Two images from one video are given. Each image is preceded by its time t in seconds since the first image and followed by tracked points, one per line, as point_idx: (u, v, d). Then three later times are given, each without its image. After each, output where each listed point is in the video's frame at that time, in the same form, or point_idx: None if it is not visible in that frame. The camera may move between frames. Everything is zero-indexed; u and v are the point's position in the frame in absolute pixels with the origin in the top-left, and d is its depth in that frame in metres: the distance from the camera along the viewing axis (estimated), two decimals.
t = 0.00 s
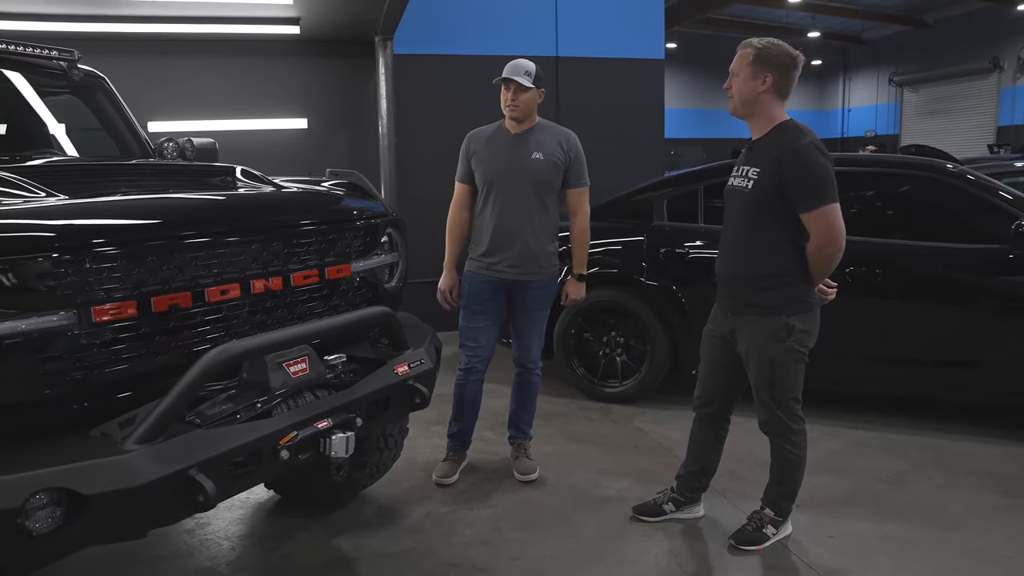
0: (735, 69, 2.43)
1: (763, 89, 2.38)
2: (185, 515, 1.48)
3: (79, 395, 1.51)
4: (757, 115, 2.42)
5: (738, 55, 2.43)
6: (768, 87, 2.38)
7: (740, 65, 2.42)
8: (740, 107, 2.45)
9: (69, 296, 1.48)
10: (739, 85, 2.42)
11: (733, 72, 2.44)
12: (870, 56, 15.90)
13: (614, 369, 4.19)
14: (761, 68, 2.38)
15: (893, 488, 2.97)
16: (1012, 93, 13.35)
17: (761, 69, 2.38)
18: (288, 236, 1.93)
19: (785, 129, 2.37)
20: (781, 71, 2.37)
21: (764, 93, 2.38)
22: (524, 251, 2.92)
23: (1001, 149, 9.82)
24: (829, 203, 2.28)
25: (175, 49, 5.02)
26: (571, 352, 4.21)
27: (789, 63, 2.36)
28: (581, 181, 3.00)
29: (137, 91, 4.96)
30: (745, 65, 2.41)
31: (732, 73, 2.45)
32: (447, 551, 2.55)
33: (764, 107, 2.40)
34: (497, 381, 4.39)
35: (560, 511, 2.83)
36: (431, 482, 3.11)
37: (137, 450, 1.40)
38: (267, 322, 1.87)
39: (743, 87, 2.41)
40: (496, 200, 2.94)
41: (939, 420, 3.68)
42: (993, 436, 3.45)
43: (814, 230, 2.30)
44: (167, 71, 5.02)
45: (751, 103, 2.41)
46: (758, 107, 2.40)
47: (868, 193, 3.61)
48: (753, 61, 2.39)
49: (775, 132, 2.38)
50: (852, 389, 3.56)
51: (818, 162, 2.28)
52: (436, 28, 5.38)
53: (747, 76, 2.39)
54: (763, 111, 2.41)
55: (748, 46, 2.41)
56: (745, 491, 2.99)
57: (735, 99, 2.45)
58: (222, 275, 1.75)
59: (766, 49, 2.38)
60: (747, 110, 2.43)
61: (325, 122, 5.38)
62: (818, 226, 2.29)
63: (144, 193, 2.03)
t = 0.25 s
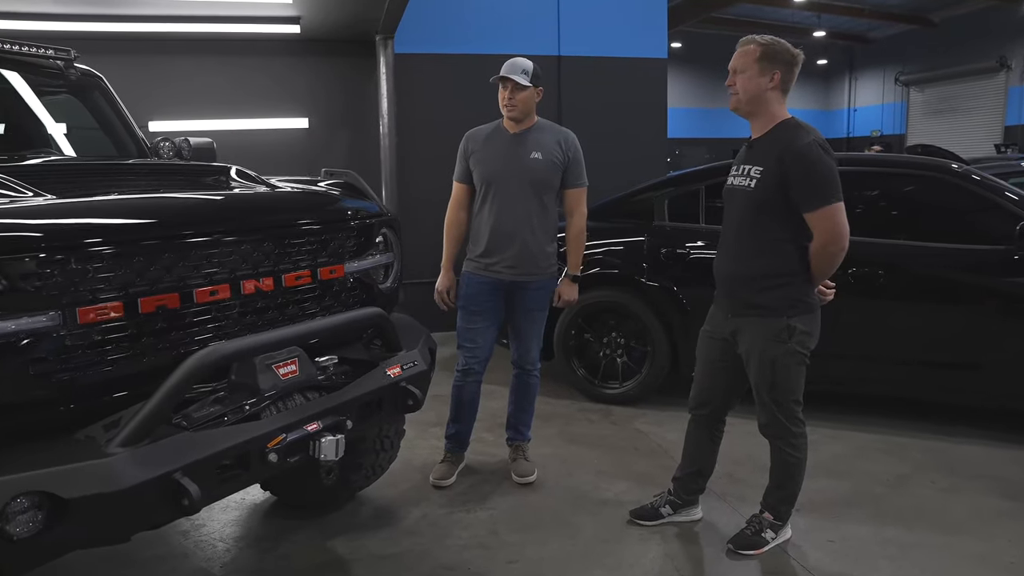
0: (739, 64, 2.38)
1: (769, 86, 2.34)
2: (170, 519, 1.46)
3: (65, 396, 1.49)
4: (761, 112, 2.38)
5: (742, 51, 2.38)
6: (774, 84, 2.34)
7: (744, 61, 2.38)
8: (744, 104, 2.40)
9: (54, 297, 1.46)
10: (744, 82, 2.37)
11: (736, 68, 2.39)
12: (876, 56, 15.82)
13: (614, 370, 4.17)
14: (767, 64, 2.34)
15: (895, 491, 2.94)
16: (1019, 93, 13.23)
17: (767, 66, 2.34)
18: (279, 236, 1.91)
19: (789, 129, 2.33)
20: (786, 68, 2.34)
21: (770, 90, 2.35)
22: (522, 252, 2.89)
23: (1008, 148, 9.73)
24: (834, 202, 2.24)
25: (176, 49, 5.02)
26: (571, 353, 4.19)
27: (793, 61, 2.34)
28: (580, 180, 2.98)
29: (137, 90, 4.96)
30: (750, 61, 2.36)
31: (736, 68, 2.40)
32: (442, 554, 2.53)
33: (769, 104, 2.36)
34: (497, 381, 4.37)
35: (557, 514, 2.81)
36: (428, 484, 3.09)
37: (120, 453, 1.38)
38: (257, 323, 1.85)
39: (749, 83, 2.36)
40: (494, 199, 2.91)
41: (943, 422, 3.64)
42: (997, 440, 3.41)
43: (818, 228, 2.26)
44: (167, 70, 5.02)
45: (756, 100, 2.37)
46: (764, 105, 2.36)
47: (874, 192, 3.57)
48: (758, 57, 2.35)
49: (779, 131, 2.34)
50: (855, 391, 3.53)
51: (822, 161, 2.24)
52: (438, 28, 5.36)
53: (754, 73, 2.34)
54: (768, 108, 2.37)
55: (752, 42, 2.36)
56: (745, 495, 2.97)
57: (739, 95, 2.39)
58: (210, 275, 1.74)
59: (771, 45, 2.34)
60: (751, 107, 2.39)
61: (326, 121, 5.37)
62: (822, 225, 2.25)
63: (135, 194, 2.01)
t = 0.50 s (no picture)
0: (740, 61, 2.31)
1: (773, 83, 2.29)
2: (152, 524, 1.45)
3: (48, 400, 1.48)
4: (764, 110, 2.32)
5: (742, 48, 2.31)
6: (777, 81, 2.30)
7: (746, 57, 2.31)
8: (747, 102, 2.32)
9: (33, 300, 1.44)
10: (749, 78, 2.29)
11: (737, 64, 2.31)
12: (881, 55, 15.74)
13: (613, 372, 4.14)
14: (770, 61, 2.29)
15: (895, 495, 2.90)
16: None
17: (771, 62, 2.29)
18: (267, 238, 1.89)
19: (791, 127, 2.28)
20: (786, 66, 2.31)
21: (774, 87, 2.30)
22: (518, 253, 2.87)
23: (1013, 148, 9.65)
24: (842, 202, 2.19)
25: (175, 49, 5.01)
26: (570, 354, 4.16)
27: (792, 58, 2.31)
28: (575, 181, 2.96)
29: (136, 90, 4.95)
30: (753, 57, 2.30)
31: (737, 65, 2.32)
32: (435, 558, 2.50)
33: (772, 102, 2.31)
34: (495, 383, 4.34)
35: (553, 517, 2.78)
36: (424, 486, 3.07)
37: (99, 457, 1.36)
38: (245, 324, 1.84)
39: (755, 79, 2.29)
40: (490, 200, 2.89)
41: (945, 425, 3.60)
42: (1000, 443, 3.37)
43: (828, 228, 2.21)
44: (166, 70, 5.01)
45: (761, 96, 2.30)
46: (768, 102, 2.30)
47: (878, 192, 3.53)
48: (761, 53, 2.29)
49: (781, 131, 2.29)
50: (855, 393, 3.49)
51: (830, 160, 2.19)
52: (438, 27, 5.34)
53: (759, 68, 2.27)
54: (771, 106, 2.32)
55: (753, 39, 2.30)
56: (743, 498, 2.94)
57: (742, 92, 2.31)
58: (196, 277, 1.72)
59: (773, 42, 2.29)
60: (755, 104, 2.32)
61: (325, 121, 5.35)
62: (832, 225, 2.20)
63: (124, 195, 2.00)
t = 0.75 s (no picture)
0: (742, 60, 2.29)
1: (776, 81, 2.27)
2: (139, 528, 1.43)
3: (37, 401, 1.47)
4: (768, 109, 2.29)
5: (744, 48, 2.29)
6: (780, 79, 2.27)
7: (749, 57, 2.28)
8: (751, 101, 2.29)
9: (20, 301, 1.43)
10: (752, 77, 2.27)
11: (740, 64, 2.29)
12: (889, 55, 15.65)
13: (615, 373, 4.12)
14: (773, 60, 2.26)
15: (898, 499, 2.87)
16: None
17: (773, 61, 2.27)
18: (260, 239, 1.88)
19: (797, 129, 2.24)
20: (789, 65, 2.29)
21: (777, 85, 2.27)
22: (516, 253, 2.85)
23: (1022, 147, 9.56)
24: (851, 202, 2.16)
25: (177, 49, 5.02)
26: (572, 355, 4.14)
27: (794, 57, 2.29)
28: (579, 177, 2.95)
29: (139, 90, 4.96)
30: (755, 56, 2.28)
31: (740, 65, 2.30)
32: (432, 560, 2.49)
33: (776, 101, 2.28)
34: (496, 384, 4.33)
35: (551, 520, 2.76)
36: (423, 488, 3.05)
37: (86, 460, 1.35)
38: (237, 326, 1.83)
39: (758, 78, 2.26)
40: (488, 200, 2.87)
41: (950, 428, 3.56)
42: (1005, 446, 3.33)
43: (836, 228, 2.19)
44: (169, 70, 5.02)
45: (764, 96, 2.27)
46: (772, 101, 2.27)
47: (885, 192, 3.50)
48: (763, 52, 2.27)
49: (786, 132, 2.25)
50: (858, 395, 3.46)
51: (838, 160, 2.16)
52: (440, 27, 5.33)
53: (762, 67, 2.25)
54: (775, 105, 2.29)
55: (755, 38, 2.28)
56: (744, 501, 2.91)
57: (746, 92, 2.29)
58: (187, 278, 1.71)
59: (775, 41, 2.27)
60: (759, 104, 2.29)
61: (328, 122, 5.35)
62: (841, 225, 2.18)
63: (118, 195, 2.00)
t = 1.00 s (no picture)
0: (737, 62, 2.26)
1: (771, 82, 2.24)
2: (130, 531, 1.43)
3: (30, 402, 1.47)
4: (764, 110, 2.27)
5: (738, 49, 2.26)
6: (776, 79, 2.24)
7: (743, 58, 2.26)
8: (747, 102, 2.27)
9: (14, 302, 1.43)
10: (747, 78, 2.24)
11: (735, 65, 2.27)
12: (899, 54, 15.55)
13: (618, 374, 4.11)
14: (768, 60, 2.23)
15: (902, 504, 2.85)
16: None
17: (768, 61, 2.24)
18: (257, 240, 1.88)
19: (791, 128, 2.22)
20: (785, 64, 2.25)
21: (772, 86, 2.24)
22: (517, 254, 2.84)
23: None
24: (846, 201, 2.15)
25: (183, 50, 5.04)
26: (575, 356, 4.13)
27: (790, 56, 2.26)
28: (587, 169, 2.91)
29: (145, 91, 4.98)
30: (749, 57, 2.25)
31: (735, 66, 2.27)
32: (431, 563, 2.48)
33: (771, 101, 2.25)
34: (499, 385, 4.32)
35: (552, 523, 2.75)
36: (424, 489, 3.05)
37: (78, 462, 1.35)
38: (232, 327, 1.82)
39: (753, 78, 2.24)
40: (488, 201, 2.86)
41: (956, 432, 3.53)
42: (1012, 451, 3.30)
43: (831, 227, 2.18)
44: (175, 71, 5.03)
45: (760, 96, 2.25)
46: (767, 101, 2.25)
47: (892, 193, 3.47)
48: (758, 52, 2.24)
49: (781, 133, 2.23)
50: (863, 398, 3.43)
51: (832, 159, 2.14)
52: (446, 28, 5.32)
53: (757, 67, 2.22)
54: (770, 106, 2.26)
55: (750, 39, 2.26)
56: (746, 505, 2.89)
57: (741, 92, 2.26)
58: (182, 279, 1.71)
59: (770, 41, 2.25)
60: (754, 104, 2.26)
61: (333, 122, 5.36)
62: (836, 224, 2.17)
63: (115, 196, 2.00)
